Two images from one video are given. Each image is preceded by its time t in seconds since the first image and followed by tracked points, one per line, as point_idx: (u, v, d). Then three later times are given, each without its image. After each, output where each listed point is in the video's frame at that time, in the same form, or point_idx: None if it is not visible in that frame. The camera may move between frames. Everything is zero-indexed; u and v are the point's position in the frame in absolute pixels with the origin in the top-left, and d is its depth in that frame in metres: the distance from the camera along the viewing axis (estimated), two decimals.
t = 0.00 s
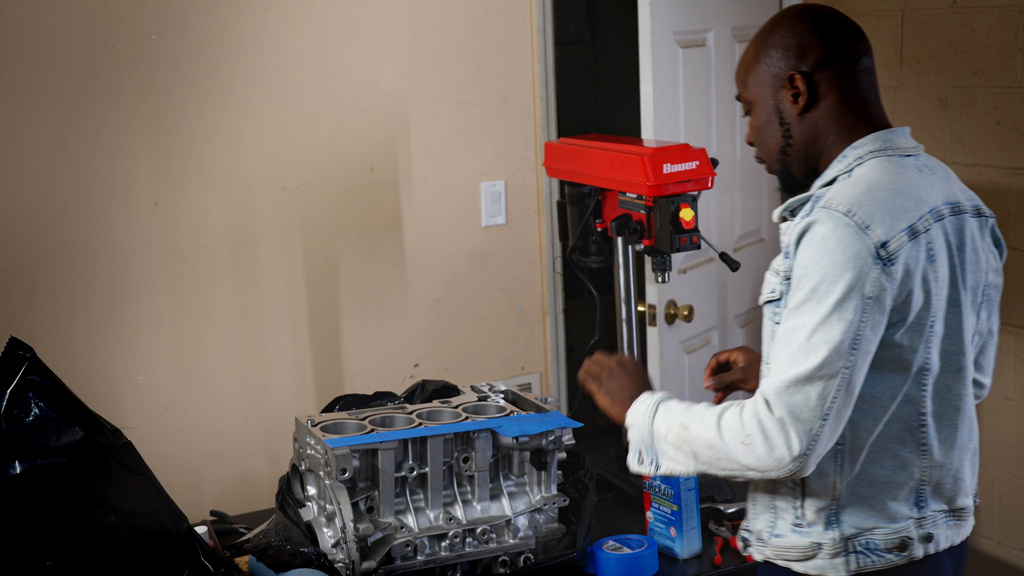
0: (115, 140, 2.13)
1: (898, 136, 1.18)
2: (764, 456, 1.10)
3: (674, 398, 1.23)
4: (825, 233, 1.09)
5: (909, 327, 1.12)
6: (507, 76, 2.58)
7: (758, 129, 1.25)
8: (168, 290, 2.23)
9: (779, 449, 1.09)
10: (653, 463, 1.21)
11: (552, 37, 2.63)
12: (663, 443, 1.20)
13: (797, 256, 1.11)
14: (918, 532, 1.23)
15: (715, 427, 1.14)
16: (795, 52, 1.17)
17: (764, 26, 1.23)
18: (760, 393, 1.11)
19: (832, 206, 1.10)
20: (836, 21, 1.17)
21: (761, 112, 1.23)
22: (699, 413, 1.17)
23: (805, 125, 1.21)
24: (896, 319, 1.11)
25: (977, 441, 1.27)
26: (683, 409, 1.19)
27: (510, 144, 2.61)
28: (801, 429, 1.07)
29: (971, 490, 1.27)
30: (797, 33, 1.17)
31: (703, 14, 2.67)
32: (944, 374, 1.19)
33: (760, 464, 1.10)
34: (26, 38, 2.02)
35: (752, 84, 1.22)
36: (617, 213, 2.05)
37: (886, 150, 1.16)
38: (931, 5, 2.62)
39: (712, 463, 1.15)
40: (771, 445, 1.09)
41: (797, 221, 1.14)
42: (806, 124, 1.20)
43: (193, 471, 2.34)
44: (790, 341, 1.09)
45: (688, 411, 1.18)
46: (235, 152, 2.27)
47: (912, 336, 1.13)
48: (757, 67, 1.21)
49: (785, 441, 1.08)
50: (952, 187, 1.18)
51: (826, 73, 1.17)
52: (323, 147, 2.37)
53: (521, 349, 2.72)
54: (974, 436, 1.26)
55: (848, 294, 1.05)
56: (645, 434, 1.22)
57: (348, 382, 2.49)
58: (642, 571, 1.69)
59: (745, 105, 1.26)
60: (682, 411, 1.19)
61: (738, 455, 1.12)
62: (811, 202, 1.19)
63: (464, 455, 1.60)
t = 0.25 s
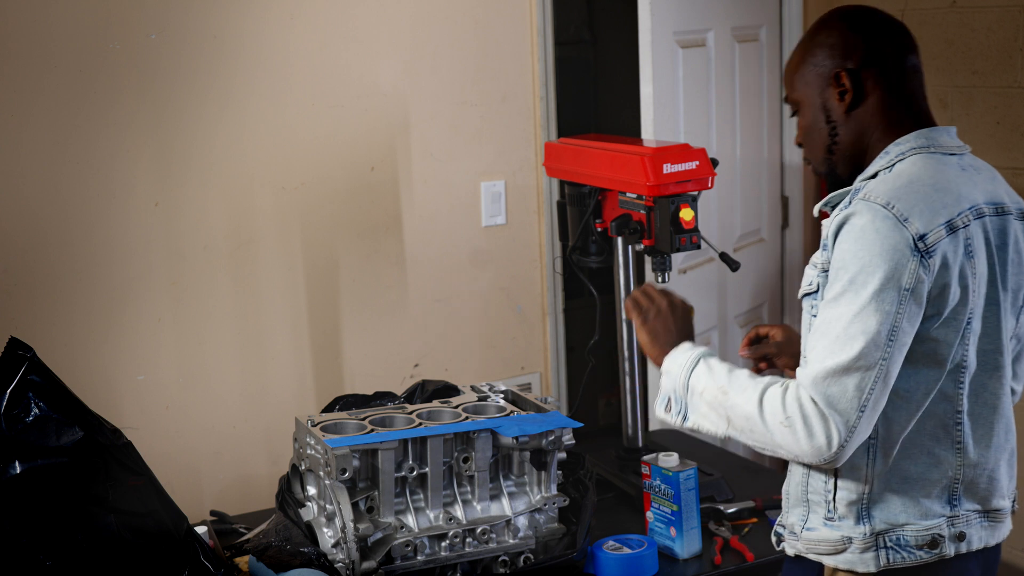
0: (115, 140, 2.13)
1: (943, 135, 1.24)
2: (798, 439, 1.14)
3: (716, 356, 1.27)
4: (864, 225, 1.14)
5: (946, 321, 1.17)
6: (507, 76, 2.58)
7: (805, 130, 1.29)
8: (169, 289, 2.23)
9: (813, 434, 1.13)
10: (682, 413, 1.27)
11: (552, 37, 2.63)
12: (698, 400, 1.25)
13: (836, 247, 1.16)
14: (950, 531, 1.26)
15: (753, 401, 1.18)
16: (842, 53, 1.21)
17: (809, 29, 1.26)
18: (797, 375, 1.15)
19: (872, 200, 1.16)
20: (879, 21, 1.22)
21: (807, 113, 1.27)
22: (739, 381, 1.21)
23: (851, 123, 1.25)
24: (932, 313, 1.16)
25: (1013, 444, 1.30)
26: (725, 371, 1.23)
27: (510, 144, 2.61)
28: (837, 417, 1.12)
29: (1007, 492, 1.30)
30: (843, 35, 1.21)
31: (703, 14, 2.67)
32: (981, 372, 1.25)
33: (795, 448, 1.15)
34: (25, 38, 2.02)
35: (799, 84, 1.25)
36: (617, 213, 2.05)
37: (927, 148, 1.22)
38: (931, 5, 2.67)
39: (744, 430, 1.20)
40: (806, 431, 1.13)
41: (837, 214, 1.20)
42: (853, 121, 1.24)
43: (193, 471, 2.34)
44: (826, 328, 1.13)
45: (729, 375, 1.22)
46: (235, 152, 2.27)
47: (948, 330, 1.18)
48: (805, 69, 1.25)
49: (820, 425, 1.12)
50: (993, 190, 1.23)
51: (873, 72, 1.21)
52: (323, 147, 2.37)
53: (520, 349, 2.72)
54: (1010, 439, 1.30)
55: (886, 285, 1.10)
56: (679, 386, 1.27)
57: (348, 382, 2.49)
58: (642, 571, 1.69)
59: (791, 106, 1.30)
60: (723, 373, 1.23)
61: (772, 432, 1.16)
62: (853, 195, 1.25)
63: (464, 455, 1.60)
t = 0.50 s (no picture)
0: (115, 140, 2.13)
1: (972, 133, 1.25)
2: (792, 412, 1.14)
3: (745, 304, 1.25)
4: (873, 210, 1.15)
5: (950, 312, 1.18)
6: (507, 76, 2.58)
7: (841, 115, 1.30)
8: (168, 290, 2.23)
9: (805, 413, 1.13)
10: (698, 347, 1.25)
11: (552, 37, 2.63)
12: (715, 342, 1.23)
13: (846, 229, 1.17)
14: (947, 525, 1.26)
15: (761, 364, 1.16)
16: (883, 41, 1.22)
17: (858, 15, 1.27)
18: (798, 351, 1.15)
19: (884, 186, 1.17)
20: (928, 15, 1.21)
21: (846, 97, 1.28)
22: (757, 337, 1.19)
23: (885, 113, 1.25)
24: (935, 304, 1.17)
25: None
26: (748, 322, 1.21)
27: (510, 144, 2.61)
28: (831, 398, 1.11)
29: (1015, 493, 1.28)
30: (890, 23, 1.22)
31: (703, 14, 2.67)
32: (992, 370, 1.24)
33: (788, 421, 1.14)
34: (25, 38, 2.02)
35: (843, 67, 1.26)
36: (617, 213, 2.05)
37: (952, 143, 1.23)
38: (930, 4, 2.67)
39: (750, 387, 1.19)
40: (800, 408, 1.13)
41: (849, 198, 1.21)
42: (887, 112, 1.25)
43: (193, 471, 2.34)
44: (829, 310, 1.13)
45: (749, 328, 1.20)
46: (236, 152, 2.27)
47: (954, 323, 1.18)
48: (848, 54, 1.26)
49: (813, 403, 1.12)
50: (1016, 189, 1.24)
51: (913, 63, 1.21)
52: (323, 147, 2.37)
53: (520, 349, 2.73)
54: None
55: (889, 271, 1.11)
56: (702, 323, 1.25)
57: (348, 382, 2.49)
58: (642, 571, 1.69)
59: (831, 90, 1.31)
60: (745, 325, 1.21)
61: (768, 401, 1.16)
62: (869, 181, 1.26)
63: (464, 455, 1.60)
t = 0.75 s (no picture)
0: (115, 140, 2.13)
1: (986, 133, 1.25)
2: (755, 386, 1.17)
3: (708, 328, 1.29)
4: (859, 189, 1.17)
5: (931, 297, 1.18)
6: (507, 76, 2.58)
7: (858, 128, 1.32)
8: (168, 289, 2.23)
9: (766, 382, 1.17)
10: (671, 382, 1.27)
11: (552, 37, 2.63)
12: (683, 363, 1.26)
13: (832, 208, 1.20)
14: (924, 514, 1.26)
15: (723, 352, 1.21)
16: (891, 54, 1.23)
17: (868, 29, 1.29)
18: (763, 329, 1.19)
19: (873, 169, 1.19)
20: (933, 25, 1.23)
21: (861, 111, 1.30)
22: (717, 340, 1.24)
23: (898, 124, 1.27)
24: (915, 286, 1.17)
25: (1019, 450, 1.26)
26: (710, 336, 1.25)
27: (510, 144, 2.61)
28: (787, 366, 1.16)
29: (1002, 494, 1.27)
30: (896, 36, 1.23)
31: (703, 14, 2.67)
32: (983, 363, 1.22)
33: (746, 390, 1.19)
34: (25, 39, 2.02)
35: (854, 83, 1.29)
36: (617, 213, 2.05)
37: (963, 138, 1.23)
38: (931, 5, 2.68)
39: (719, 388, 1.22)
40: (761, 378, 1.17)
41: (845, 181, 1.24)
42: (901, 121, 1.27)
43: (193, 471, 2.34)
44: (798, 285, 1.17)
45: (711, 339, 1.24)
46: (235, 153, 2.27)
47: (937, 310, 1.18)
48: (858, 69, 1.28)
49: (771, 372, 1.16)
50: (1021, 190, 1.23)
51: (922, 74, 1.22)
52: (323, 147, 2.37)
53: (520, 349, 2.73)
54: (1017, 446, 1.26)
55: (860, 248, 1.13)
56: (673, 354, 1.27)
57: (348, 382, 2.49)
58: (642, 571, 1.69)
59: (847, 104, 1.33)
60: (708, 338, 1.25)
61: (732, 380, 1.20)
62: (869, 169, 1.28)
63: (464, 455, 1.60)
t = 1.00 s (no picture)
0: (115, 140, 2.13)
1: (971, 131, 1.26)
2: (757, 399, 1.23)
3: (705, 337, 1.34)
4: (832, 194, 1.22)
5: (906, 292, 1.21)
6: (507, 76, 2.58)
7: (858, 126, 1.36)
8: (168, 289, 2.23)
9: (763, 391, 1.22)
10: (682, 398, 1.33)
11: (552, 37, 2.63)
12: (686, 380, 1.32)
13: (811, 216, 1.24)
14: (912, 513, 1.28)
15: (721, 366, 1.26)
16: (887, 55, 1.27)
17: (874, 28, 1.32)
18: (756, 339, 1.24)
19: (847, 171, 1.23)
20: (933, 28, 1.25)
21: (860, 110, 1.34)
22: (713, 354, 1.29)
23: (894, 124, 1.30)
24: (886, 285, 1.21)
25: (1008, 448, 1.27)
26: (707, 348, 1.30)
27: (510, 144, 2.61)
28: (785, 375, 1.20)
29: (993, 493, 1.28)
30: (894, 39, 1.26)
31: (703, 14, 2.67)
32: (961, 359, 1.24)
33: (752, 404, 1.24)
34: (26, 38, 2.02)
35: (855, 82, 1.32)
36: (617, 213, 2.05)
37: (943, 137, 1.26)
38: (931, 5, 2.68)
39: (724, 401, 1.28)
40: (758, 388, 1.22)
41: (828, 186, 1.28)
42: (897, 123, 1.30)
43: (193, 471, 2.34)
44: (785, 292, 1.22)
45: (708, 352, 1.29)
46: (235, 153, 2.27)
47: (916, 306, 1.20)
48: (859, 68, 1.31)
49: (768, 382, 1.21)
50: (1005, 185, 1.25)
51: (919, 76, 1.25)
52: (323, 147, 2.37)
53: (520, 349, 2.72)
54: (1006, 445, 1.26)
55: (838, 252, 1.18)
56: (673, 370, 1.33)
57: (348, 382, 2.49)
58: (642, 571, 1.69)
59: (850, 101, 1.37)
60: (705, 351, 1.30)
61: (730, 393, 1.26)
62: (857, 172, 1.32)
63: (464, 455, 1.60)
